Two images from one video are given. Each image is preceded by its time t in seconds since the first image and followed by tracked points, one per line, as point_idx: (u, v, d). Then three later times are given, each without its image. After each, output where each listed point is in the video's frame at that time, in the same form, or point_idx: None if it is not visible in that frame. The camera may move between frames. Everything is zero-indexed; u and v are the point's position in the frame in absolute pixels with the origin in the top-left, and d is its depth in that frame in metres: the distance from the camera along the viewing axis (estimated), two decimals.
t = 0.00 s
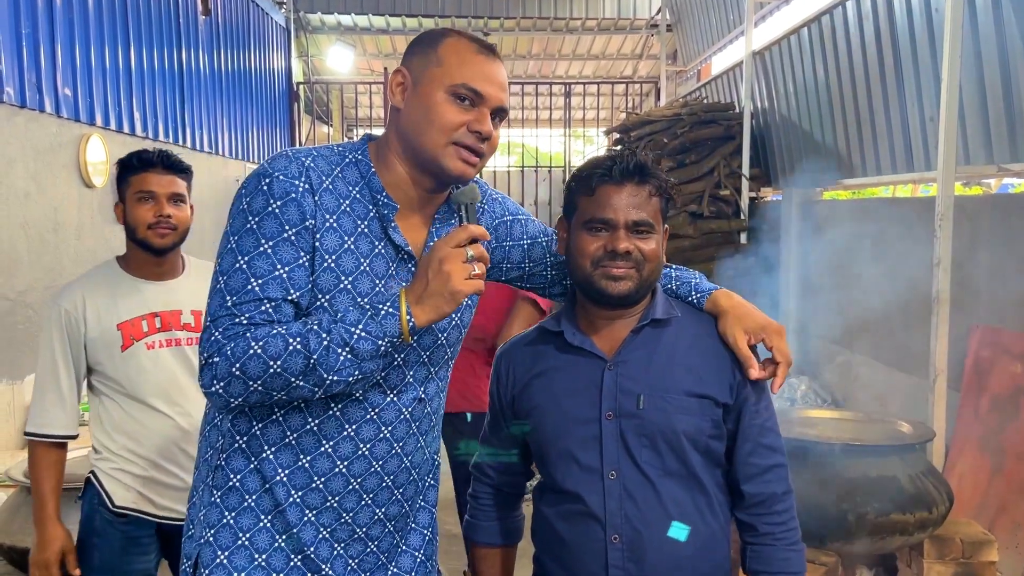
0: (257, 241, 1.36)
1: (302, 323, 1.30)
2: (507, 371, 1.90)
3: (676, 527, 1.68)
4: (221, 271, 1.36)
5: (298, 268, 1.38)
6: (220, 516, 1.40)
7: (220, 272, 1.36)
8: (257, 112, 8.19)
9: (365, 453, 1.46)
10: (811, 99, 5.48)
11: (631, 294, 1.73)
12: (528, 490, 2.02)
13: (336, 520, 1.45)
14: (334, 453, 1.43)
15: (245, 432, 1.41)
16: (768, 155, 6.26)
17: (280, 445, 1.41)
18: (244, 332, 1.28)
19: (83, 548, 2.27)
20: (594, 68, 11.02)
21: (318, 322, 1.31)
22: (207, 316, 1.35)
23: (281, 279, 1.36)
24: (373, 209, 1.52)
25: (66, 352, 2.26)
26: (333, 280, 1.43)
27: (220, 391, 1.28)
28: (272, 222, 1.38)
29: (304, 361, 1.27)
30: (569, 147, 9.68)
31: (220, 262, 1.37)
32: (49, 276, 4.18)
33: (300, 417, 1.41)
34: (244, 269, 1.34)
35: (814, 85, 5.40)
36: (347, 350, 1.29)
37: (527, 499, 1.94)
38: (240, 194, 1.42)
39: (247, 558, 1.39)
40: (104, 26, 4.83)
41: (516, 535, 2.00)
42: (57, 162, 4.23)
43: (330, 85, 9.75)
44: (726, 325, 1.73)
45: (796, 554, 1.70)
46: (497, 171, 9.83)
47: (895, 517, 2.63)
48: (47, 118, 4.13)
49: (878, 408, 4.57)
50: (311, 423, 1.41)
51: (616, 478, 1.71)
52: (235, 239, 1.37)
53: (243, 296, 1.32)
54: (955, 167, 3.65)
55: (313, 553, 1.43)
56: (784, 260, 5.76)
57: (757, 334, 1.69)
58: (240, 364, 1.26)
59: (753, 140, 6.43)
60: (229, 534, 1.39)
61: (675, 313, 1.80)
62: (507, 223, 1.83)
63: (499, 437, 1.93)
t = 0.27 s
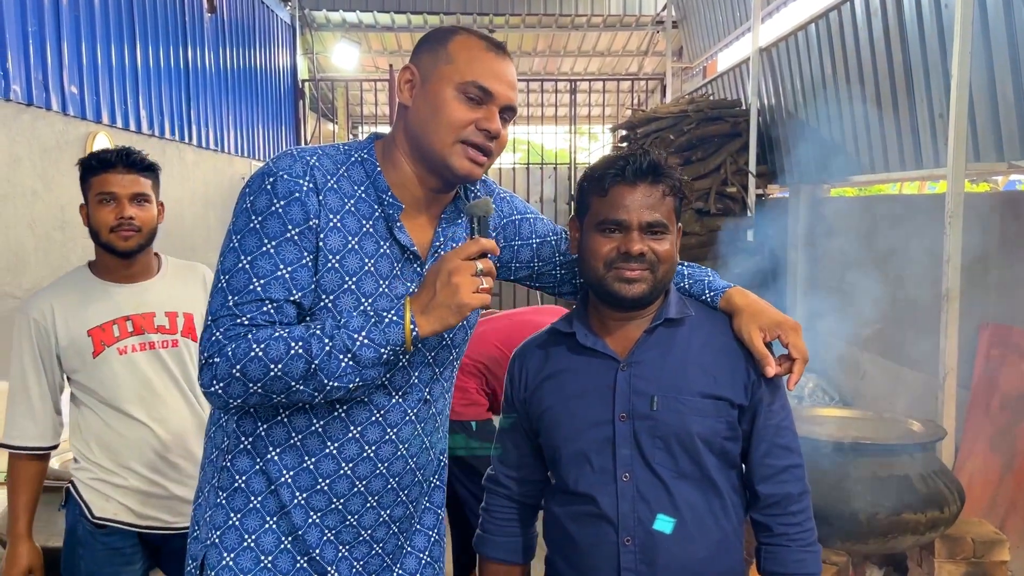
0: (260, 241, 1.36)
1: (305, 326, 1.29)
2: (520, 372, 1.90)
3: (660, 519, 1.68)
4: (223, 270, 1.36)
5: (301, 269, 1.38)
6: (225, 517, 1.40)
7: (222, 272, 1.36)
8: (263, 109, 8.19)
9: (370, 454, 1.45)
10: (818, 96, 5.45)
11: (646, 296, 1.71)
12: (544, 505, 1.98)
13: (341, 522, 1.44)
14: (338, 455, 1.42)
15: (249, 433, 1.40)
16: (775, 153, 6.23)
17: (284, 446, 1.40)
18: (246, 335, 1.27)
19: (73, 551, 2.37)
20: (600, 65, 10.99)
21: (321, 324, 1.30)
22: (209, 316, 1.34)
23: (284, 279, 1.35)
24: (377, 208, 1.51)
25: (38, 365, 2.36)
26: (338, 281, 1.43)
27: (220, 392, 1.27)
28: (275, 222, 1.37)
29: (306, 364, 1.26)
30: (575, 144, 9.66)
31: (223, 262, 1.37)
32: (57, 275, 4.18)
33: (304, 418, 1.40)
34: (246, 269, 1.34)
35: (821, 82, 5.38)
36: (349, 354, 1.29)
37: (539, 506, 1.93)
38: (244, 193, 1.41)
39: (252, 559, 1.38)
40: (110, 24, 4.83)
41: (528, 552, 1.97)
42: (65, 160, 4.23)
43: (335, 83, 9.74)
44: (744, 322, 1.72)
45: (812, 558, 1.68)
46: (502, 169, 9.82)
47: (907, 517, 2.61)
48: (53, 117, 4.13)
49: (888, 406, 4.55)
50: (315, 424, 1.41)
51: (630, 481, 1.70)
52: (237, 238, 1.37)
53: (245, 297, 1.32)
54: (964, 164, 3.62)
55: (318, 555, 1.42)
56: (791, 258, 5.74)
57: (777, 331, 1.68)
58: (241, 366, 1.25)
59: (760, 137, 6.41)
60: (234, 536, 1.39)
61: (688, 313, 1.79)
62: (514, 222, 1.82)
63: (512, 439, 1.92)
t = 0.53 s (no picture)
0: (259, 242, 1.35)
1: (305, 329, 1.29)
2: (533, 369, 1.89)
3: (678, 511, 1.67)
4: (222, 271, 1.35)
5: (301, 270, 1.37)
6: (228, 518, 1.39)
7: (221, 274, 1.35)
8: (268, 107, 8.19)
9: (372, 454, 1.44)
10: (825, 92, 5.43)
11: (670, 298, 1.71)
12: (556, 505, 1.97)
13: (344, 522, 1.44)
14: (341, 456, 1.42)
15: (251, 434, 1.40)
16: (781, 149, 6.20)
17: (285, 447, 1.39)
18: (246, 338, 1.26)
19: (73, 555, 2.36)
20: (605, 61, 10.97)
21: (322, 327, 1.30)
22: (209, 318, 1.34)
23: (283, 280, 1.34)
24: (378, 208, 1.50)
25: (25, 370, 2.25)
26: (338, 281, 1.42)
27: (219, 394, 1.27)
28: (273, 222, 1.36)
29: (306, 367, 1.25)
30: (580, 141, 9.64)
31: (222, 263, 1.36)
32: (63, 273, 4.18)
33: (306, 419, 1.39)
34: (246, 271, 1.33)
35: (828, 77, 5.35)
36: (350, 357, 1.28)
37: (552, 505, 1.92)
38: (243, 193, 1.41)
39: (256, 560, 1.38)
40: (116, 22, 4.84)
41: (543, 554, 1.94)
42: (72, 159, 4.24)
43: (340, 80, 9.74)
44: (760, 317, 1.72)
45: (822, 555, 1.68)
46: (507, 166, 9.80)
47: (917, 514, 2.60)
48: (60, 115, 4.13)
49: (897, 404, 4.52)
50: (316, 425, 1.40)
51: (646, 478, 1.69)
52: (236, 239, 1.36)
53: (245, 299, 1.31)
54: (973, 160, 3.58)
55: (322, 555, 1.42)
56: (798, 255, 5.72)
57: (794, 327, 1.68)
58: (241, 369, 1.24)
59: (766, 134, 6.38)
60: (238, 536, 1.38)
61: (704, 310, 1.78)
62: (519, 219, 1.81)
63: (524, 437, 1.91)
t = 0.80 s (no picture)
0: (256, 239, 1.35)
1: (302, 328, 1.29)
2: (538, 368, 1.88)
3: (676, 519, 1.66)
4: (219, 269, 1.35)
5: (299, 266, 1.37)
6: (229, 516, 1.39)
7: (219, 271, 1.35)
8: (273, 105, 8.20)
9: (371, 452, 1.44)
10: (831, 90, 5.41)
11: (683, 302, 1.70)
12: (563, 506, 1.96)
13: (344, 519, 1.44)
14: (339, 453, 1.42)
15: (249, 431, 1.40)
16: (786, 147, 6.18)
17: (284, 444, 1.39)
18: (243, 336, 1.27)
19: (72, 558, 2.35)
20: (610, 59, 10.95)
21: (319, 326, 1.29)
22: (206, 316, 1.34)
23: (280, 277, 1.35)
24: (377, 203, 1.50)
25: (21, 373, 2.23)
26: (336, 278, 1.42)
27: (216, 392, 1.27)
28: (270, 219, 1.37)
29: (303, 366, 1.25)
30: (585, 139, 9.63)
31: (219, 260, 1.36)
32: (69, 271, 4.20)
33: (304, 417, 1.39)
34: (242, 268, 1.33)
35: (834, 75, 5.33)
36: (347, 356, 1.27)
37: (559, 505, 1.91)
38: (240, 190, 1.41)
39: (257, 557, 1.38)
40: (120, 21, 4.84)
41: (549, 553, 1.94)
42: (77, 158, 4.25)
43: (344, 79, 9.74)
44: (766, 314, 1.71)
45: (833, 552, 1.67)
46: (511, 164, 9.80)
47: (922, 513, 2.60)
48: (65, 114, 4.14)
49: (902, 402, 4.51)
50: (314, 423, 1.40)
51: (651, 476, 1.68)
52: (233, 236, 1.36)
53: (242, 296, 1.31)
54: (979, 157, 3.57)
55: (322, 552, 1.42)
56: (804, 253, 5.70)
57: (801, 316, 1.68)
58: (237, 367, 1.24)
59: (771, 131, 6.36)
60: (238, 534, 1.38)
61: (710, 309, 1.77)
62: (518, 215, 1.81)
63: (530, 435, 1.90)
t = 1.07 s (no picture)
0: (257, 232, 1.36)
1: (303, 321, 1.29)
2: (539, 364, 1.89)
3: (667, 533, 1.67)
4: (220, 262, 1.36)
5: (300, 260, 1.38)
6: (232, 509, 1.40)
7: (220, 265, 1.36)
8: (277, 103, 8.22)
9: (372, 445, 1.45)
10: (835, 87, 5.40)
11: (687, 303, 1.71)
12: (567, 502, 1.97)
13: (345, 513, 1.44)
14: (340, 447, 1.42)
15: (251, 425, 1.41)
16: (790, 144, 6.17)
17: (286, 438, 1.40)
18: (244, 329, 1.28)
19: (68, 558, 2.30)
20: (614, 57, 10.94)
21: (320, 320, 1.30)
22: (208, 309, 1.35)
23: (281, 270, 1.36)
24: (378, 197, 1.51)
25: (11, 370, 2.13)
26: (337, 272, 1.43)
27: (218, 385, 1.28)
28: (271, 212, 1.38)
29: (303, 359, 1.26)
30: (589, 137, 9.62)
31: (220, 253, 1.37)
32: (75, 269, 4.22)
33: (305, 411, 1.40)
34: (243, 261, 1.34)
35: (838, 72, 5.32)
36: (348, 349, 1.28)
37: (562, 500, 1.91)
38: (241, 184, 1.42)
39: (259, 550, 1.39)
40: (125, 20, 4.86)
41: (552, 549, 1.94)
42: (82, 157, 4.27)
43: (348, 77, 9.75)
44: (754, 300, 1.71)
45: (838, 545, 1.67)
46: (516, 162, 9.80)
47: (926, 510, 2.60)
48: (70, 112, 4.16)
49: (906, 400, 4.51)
50: (315, 417, 1.40)
51: (654, 470, 1.69)
52: (235, 230, 1.37)
53: (243, 290, 1.32)
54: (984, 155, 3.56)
55: (323, 546, 1.43)
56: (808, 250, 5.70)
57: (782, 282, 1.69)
58: (239, 360, 1.25)
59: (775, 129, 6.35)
60: (241, 527, 1.39)
61: (711, 306, 1.78)
62: (519, 212, 1.82)
63: (532, 431, 1.91)
